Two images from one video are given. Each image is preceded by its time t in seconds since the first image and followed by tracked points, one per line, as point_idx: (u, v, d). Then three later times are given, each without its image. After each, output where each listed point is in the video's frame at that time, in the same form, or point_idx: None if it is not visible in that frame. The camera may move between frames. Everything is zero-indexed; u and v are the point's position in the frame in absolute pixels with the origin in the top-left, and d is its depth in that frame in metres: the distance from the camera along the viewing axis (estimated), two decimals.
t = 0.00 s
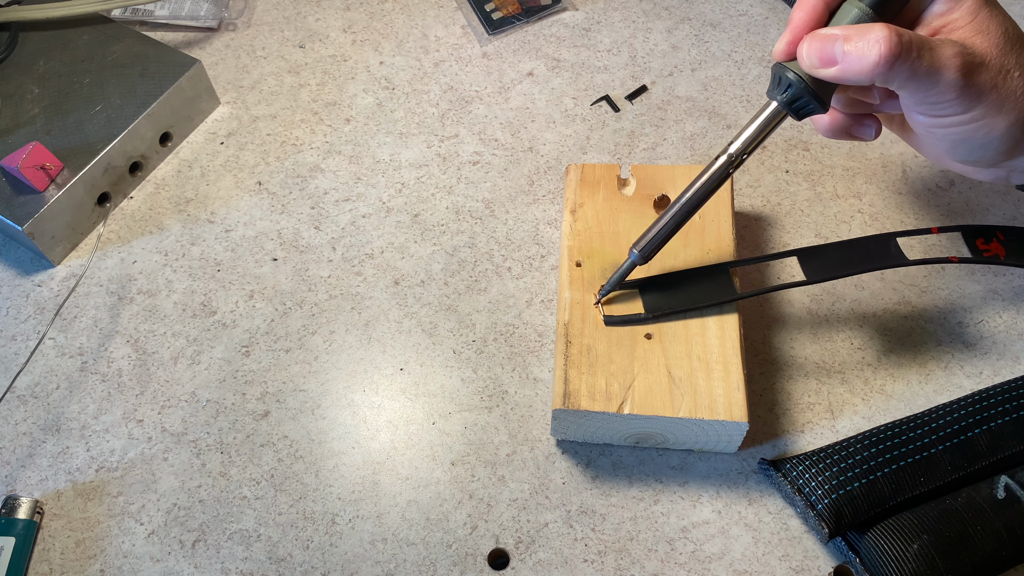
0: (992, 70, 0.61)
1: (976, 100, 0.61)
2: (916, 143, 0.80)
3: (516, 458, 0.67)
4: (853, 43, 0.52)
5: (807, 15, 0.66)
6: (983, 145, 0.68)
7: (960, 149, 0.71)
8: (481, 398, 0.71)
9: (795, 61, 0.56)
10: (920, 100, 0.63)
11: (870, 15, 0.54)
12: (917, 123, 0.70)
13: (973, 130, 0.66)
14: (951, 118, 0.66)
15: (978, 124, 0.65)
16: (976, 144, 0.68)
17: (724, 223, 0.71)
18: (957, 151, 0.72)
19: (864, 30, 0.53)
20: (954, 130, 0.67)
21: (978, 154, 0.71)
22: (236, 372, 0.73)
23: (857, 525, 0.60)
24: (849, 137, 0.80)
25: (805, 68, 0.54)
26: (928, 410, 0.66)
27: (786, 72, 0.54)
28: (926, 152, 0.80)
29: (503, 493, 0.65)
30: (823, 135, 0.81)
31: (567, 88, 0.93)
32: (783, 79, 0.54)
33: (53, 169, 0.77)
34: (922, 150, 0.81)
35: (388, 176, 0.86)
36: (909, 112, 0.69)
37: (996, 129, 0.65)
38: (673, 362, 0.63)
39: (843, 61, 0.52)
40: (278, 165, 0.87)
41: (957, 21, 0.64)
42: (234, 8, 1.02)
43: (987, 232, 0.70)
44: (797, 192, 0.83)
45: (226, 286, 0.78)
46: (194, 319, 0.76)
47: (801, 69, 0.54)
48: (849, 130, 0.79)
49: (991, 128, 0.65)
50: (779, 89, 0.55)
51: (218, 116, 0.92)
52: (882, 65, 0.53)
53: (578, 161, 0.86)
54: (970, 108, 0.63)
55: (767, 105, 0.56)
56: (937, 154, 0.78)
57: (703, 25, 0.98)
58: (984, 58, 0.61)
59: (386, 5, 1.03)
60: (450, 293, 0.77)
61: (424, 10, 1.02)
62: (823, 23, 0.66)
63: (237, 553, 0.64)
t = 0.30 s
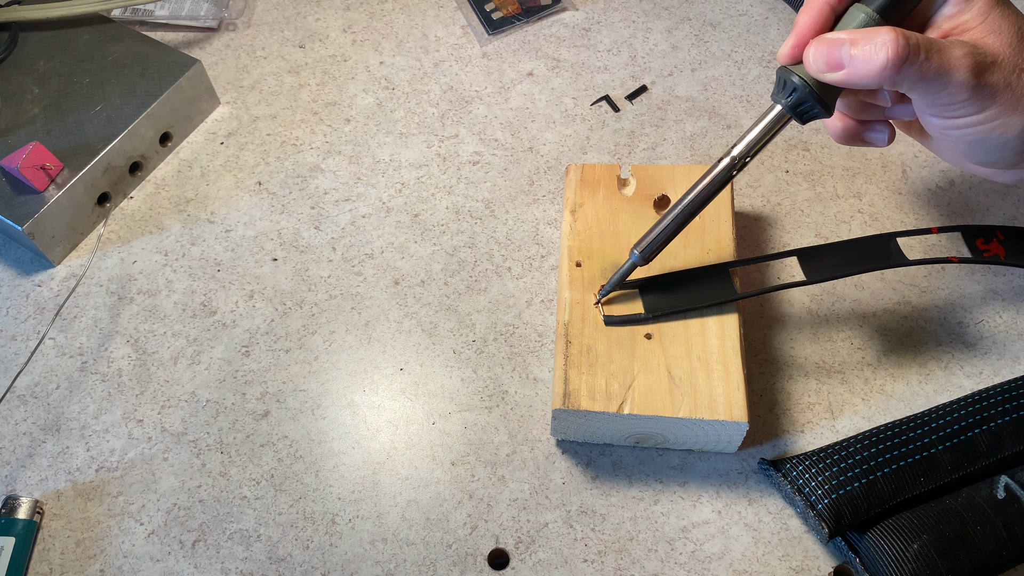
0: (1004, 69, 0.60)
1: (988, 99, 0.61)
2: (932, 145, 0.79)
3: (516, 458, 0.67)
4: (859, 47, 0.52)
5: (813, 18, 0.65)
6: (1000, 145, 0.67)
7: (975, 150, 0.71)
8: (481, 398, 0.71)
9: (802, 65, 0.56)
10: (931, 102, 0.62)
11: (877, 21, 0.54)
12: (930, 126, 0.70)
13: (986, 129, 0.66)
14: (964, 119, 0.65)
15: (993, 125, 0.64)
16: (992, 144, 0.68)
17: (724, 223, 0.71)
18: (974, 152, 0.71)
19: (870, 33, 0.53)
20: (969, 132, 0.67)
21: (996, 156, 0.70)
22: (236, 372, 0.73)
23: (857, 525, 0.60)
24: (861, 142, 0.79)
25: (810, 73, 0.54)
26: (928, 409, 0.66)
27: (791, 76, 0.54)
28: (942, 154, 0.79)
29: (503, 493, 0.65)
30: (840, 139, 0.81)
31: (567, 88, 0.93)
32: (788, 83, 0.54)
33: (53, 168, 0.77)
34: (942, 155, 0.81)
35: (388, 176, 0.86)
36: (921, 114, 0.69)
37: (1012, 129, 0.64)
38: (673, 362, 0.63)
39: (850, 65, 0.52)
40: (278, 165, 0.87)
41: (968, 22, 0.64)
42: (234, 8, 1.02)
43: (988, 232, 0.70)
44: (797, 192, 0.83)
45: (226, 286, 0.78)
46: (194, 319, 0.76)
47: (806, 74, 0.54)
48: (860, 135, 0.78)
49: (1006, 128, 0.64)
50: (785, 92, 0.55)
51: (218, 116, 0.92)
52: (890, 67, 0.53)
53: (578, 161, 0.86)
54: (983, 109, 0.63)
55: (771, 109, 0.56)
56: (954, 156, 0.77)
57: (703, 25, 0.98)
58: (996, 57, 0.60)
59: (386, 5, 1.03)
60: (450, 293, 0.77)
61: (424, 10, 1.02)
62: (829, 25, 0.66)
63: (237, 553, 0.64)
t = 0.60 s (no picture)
0: (1006, 65, 0.60)
1: (991, 96, 0.61)
2: (937, 143, 0.79)
3: (516, 458, 0.67)
4: (857, 45, 0.52)
5: (812, 17, 0.66)
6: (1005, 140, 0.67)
7: (979, 146, 0.70)
8: (481, 398, 0.71)
9: (801, 63, 0.56)
10: (933, 99, 0.62)
11: (876, 18, 0.54)
12: (934, 123, 0.70)
13: (989, 126, 0.66)
14: (967, 116, 0.65)
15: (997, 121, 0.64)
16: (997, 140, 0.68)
17: (724, 223, 0.71)
18: (979, 149, 0.71)
19: (868, 31, 0.53)
20: (972, 128, 0.67)
21: (1001, 151, 0.70)
22: (236, 372, 0.73)
23: (857, 525, 0.60)
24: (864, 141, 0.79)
25: (809, 71, 0.54)
26: (928, 409, 0.66)
27: (790, 75, 0.54)
28: (948, 152, 0.79)
29: (503, 493, 0.65)
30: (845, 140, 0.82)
31: (567, 88, 0.93)
32: (786, 82, 0.54)
33: (53, 168, 0.77)
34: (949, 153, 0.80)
35: (388, 175, 0.86)
36: (924, 111, 0.69)
37: (1015, 125, 0.64)
38: (673, 362, 0.63)
39: (849, 63, 0.52)
40: (278, 165, 0.87)
41: (970, 18, 0.64)
42: (234, 8, 1.02)
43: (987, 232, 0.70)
44: (797, 192, 0.83)
45: (226, 286, 0.78)
46: (194, 319, 0.76)
47: (804, 74, 0.54)
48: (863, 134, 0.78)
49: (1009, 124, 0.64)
50: (784, 91, 0.55)
51: (218, 116, 0.92)
52: (889, 65, 0.53)
53: (578, 161, 0.86)
54: (986, 105, 0.62)
55: (770, 108, 0.56)
56: (960, 153, 0.77)
57: (703, 25, 0.98)
58: (998, 53, 0.60)
59: (386, 5, 1.03)
60: (450, 293, 0.77)
61: (424, 10, 1.02)
62: (828, 24, 0.66)
63: (237, 553, 0.64)
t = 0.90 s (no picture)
0: (1007, 65, 0.60)
1: (992, 97, 0.61)
2: (940, 145, 0.79)
3: (516, 458, 0.67)
4: (857, 45, 0.52)
5: (812, 17, 0.66)
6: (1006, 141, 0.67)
7: (981, 147, 0.70)
8: (481, 398, 0.71)
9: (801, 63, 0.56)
10: (934, 99, 0.62)
11: (877, 19, 0.54)
12: (935, 124, 0.70)
13: (991, 127, 0.66)
14: (968, 117, 0.65)
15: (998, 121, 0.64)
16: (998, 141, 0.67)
17: (724, 223, 0.71)
18: (981, 150, 0.71)
19: (868, 31, 0.53)
20: (973, 129, 0.67)
21: (1003, 152, 0.70)
22: (236, 372, 0.73)
23: (857, 525, 0.60)
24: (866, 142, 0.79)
25: (809, 71, 0.54)
26: (928, 409, 0.66)
27: (790, 75, 0.54)
28: (951, 154, 0.78)
29: (503, 493, 0.65)
30: (845, 144, 0.83)
31: (567, 88, 0.93)
32: (786, 82, 0.54)
33: (53, 169, 0.77)
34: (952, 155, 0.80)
35: (388, 175, 0.86)
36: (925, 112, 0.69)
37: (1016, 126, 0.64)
38: (673, 362, 0.63)
39: (848, 64, 0.52)
40: (278, 165, 0.87)
41: (971, 19, 0.64)
42: (234, 8, 1.02)
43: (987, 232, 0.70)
44: (797, 192, 0.83)
45: (226, 286, 0.78)
46: (194, 319, 0.76)
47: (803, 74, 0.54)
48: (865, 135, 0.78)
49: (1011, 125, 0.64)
50: (784, 91, 0.55)
51: (218, 116, 0.92)
52: (889, 66, 0.53)
53: (578, 161, 0.86)
54: (987, 106, 0.62)
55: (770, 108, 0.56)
56: (963, 155, 0.77)
57: (703, 25, 0.98)
58: (1000, 54, 0.60)
59: (386, 5, 1.03)
60: (450, 293, 0.77)
61: (424, 10, 1.02)
62: (828, 24, 0.66)
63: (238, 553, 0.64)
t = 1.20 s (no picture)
0: (1006, 48, 0.59)
1: (992, 80, 0.61)
2: (953, 134, 0.78)
3: (516, 458, 0.67)
4: (850, 37, 0.52)
5: (802, 11, 0.66)
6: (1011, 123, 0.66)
7: (988, 131, 0.70)
8: (481, 398, 0.71)
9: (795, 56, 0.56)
10: (933, 86, 0.62)
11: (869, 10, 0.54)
12: (939, 110, 0.70)
13: (994, 110, 0.65)
14: (970, 102, 0.65)
15: (1002, 104, 0.64)
16: (1004, 123, 0.67)
17: (724, 223, 0.71)
18: (989, 133, 0.70)
19: (860, 23, 0.53)
20: (978, 113, 0.67)
21: (1010, 135, 0.69)
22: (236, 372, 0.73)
23: (857, 525, 0.60)
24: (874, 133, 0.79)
25: (802, 65, 0.54)
26: (928, 409, 0.66)
27: (782, 70, 0.55)
28: (965, 141, 0.78)
29: (503, 493, 0.65)
30: (849, 138, 0.82)
31: (567, 88, 0.93)
32: (780, 76, 0.55)
33: (53, 168, 0.77)
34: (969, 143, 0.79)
35: (388, 176, 0.86)
36: (929, 100, 0.69)
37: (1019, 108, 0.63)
38: (673, 362, 0.63)
39: (842, 56, 0.52)
40: (278, 165, 0.87)
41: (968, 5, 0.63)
42: (234, 8, 1.02)
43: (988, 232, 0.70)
44: (797, 192, 0.83)
45: (226, 286, 0.78)
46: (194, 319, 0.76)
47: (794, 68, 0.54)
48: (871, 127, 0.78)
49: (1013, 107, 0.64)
50: (776, 85, 0.56)
51: (218, 116, 0.92)
52: (882, 56, 0.53)
53: (578, 161, 0.86)
54: (988, 90, 0.62)
55: (766, 103, 0.57)
56: (974, 142, 0.76)
57: (703, 25, 0.98)
58: (997, 36, 0.59)
59: (386, 5, 1.03)
60: (450, 293, 0.77)
61: (424, 10, 1.02)
62: (821, 19, 0.66)
63: (238, 553, 0.64)
